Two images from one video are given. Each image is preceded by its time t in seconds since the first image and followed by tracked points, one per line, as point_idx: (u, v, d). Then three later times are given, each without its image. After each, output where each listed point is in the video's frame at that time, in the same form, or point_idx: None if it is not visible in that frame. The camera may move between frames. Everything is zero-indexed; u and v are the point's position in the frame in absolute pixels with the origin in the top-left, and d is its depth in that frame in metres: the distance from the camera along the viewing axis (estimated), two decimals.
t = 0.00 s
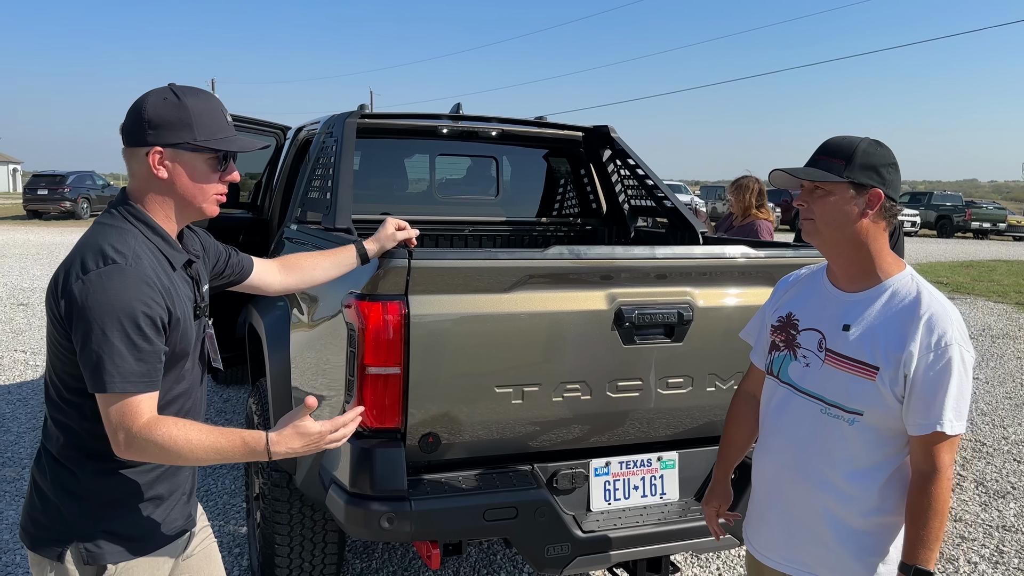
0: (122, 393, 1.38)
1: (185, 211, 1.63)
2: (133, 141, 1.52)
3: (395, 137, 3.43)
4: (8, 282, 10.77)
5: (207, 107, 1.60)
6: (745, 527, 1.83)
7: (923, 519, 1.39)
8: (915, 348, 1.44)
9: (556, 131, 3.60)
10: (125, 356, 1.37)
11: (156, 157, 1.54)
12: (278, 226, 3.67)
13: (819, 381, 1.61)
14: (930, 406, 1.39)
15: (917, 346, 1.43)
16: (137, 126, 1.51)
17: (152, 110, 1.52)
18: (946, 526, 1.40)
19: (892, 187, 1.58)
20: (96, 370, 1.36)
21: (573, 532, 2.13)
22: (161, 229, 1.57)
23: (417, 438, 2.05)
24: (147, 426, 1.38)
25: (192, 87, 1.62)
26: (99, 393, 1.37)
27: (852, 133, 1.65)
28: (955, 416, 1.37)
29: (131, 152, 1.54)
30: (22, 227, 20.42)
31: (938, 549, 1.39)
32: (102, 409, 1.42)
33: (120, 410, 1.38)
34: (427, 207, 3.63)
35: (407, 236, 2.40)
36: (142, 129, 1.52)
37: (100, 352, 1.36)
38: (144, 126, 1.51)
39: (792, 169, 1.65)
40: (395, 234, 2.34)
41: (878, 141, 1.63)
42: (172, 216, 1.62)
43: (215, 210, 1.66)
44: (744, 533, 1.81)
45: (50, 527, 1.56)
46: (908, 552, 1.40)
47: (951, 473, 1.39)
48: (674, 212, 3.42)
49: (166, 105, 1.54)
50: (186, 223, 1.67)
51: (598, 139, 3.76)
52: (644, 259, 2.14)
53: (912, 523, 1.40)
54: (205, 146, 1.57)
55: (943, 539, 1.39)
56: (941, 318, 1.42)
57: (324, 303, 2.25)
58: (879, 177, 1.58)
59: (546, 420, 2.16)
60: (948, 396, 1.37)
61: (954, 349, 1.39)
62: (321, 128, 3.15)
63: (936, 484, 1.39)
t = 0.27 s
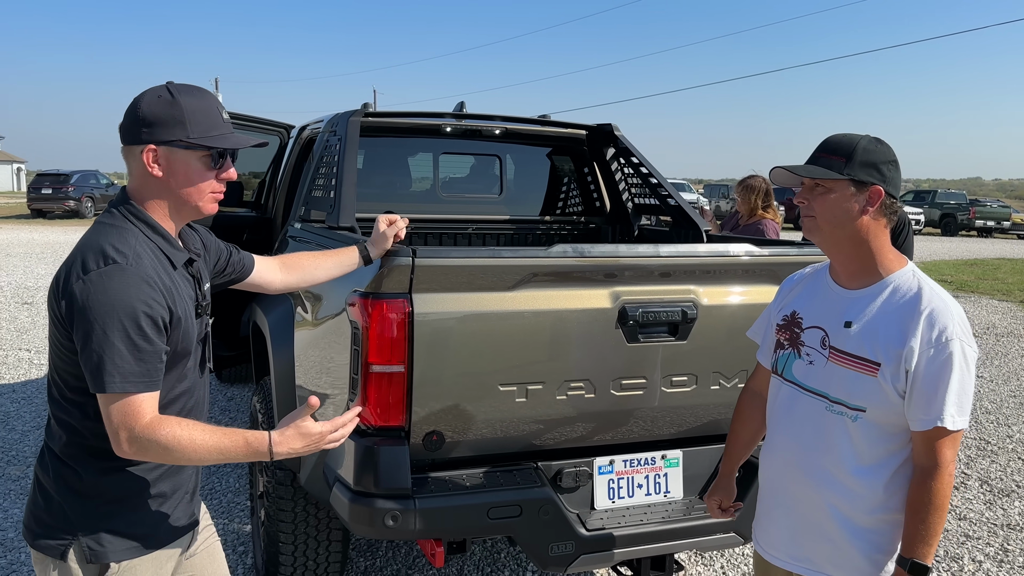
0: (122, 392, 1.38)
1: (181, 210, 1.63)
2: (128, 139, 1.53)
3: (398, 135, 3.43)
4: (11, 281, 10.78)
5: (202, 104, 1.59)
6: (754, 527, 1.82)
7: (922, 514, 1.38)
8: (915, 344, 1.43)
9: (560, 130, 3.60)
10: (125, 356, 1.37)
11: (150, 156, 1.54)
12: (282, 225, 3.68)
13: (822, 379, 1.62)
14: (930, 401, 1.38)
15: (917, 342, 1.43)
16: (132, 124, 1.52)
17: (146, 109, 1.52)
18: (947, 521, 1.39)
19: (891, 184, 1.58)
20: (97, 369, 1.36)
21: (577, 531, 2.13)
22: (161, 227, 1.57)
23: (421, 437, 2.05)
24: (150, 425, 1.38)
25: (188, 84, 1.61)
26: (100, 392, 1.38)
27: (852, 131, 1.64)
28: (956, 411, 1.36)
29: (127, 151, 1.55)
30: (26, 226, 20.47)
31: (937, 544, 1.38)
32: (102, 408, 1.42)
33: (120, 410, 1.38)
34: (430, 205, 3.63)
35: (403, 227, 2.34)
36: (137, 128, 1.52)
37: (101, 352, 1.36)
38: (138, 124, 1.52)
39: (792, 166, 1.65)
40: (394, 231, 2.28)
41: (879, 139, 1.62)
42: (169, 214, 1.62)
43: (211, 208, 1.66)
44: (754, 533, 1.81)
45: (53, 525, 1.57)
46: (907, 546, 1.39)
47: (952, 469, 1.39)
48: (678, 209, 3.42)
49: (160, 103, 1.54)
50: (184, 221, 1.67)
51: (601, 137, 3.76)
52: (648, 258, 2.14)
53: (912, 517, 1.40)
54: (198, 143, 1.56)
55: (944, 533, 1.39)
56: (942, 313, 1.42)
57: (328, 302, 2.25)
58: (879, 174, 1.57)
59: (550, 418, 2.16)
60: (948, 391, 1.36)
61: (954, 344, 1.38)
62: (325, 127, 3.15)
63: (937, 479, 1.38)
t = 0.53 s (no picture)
0: (109, 384, 1.38)
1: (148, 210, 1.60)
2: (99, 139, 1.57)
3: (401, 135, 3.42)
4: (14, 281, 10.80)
5: (157, 100, 1.54)
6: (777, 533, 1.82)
7: (947, 516, 1.37)
8: (926, 340, 1.43)
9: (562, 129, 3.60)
10: (111, 348, 1.38)
11: (111, 154, 1.55)
12: (285, 224, 3.68)
13: (836, 380, 1.61)
14: (944, 397, 1.38)
15: (929, 337, 1.42)
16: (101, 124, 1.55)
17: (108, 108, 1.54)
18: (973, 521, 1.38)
19: (899, 180, 1.57)
20: (82, 363, 1.36)
21: (582, 530, 2.13)
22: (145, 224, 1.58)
23: (425, 436, 2.05)
24: (146, 413, 1.41)
25: (161, 82, 1.58)
26: (86, 385, 1.38)
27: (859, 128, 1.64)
28: (971, 407, 1.36)
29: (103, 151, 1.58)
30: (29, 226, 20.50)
31: (966, 547, 1.37)
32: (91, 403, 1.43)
33: (108, 403, 1.39)
34: (433, 205, 3.62)
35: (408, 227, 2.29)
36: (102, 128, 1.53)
37: (84, 345, 1.36)
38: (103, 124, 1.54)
39: (799, 164, 1.65)
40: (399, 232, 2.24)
41: (886, 136, 1.62)
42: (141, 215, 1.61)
43: (175, 208, 1.60)
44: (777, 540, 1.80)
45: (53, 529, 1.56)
46: (936, 550, 1.38)
47: (974, 467, 1.38)
48: (681, 208, 3.41)
49: (118, 101, 1.53)
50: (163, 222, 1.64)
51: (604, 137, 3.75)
52: (651, 257, 2.14)
53: (936, 519, 1.39)
54: (145, 140, 1.51)
55: (971, 535, 1.38)
56: (953, 307, 1.41)
57: (331, 301, 2.26)
58: (886, 170, 1.57)
59: (554, 418, 2.16)
60: (962, 387, 1.35)
61: (966, 338, 1.38)
62: (327, 127, 3.15)
63: (958, 480, 1.37)
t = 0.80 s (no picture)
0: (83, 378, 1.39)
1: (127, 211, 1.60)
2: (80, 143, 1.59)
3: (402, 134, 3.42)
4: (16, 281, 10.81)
5: (119, 98, 1.55)
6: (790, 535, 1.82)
7: (955, 517, 1.37)
8: (932, 337, 1.42)
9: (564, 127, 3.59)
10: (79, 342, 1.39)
11: (87, 158, 1.57)
12: (286, 224, 3.68)
13: (844, 380, 1.61)
14: (950, 395, 1.37)
15: (933, 334, 1.42)
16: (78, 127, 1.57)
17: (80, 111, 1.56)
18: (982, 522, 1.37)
19: (904, 178, 1.57)
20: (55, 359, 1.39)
21: (583, 529, 2.13)
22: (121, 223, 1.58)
23: (427, 435, 2.05)
24: (131, 399, 1.40)
25: (123, 80, 1.58)
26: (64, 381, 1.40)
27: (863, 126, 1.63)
28: (978, 405, 1.35)
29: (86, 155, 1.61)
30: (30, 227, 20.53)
31: (976, 548, 1.36)
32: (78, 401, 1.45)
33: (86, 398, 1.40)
34: (434, 204, 3.62)
35: (405, 228, 2.26)
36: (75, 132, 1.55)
37: (52, 344, 1.39)
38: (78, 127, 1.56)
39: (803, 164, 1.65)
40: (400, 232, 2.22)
41: (891, 134, 1.61)
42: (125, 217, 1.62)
43: (149, 208, 1.59)
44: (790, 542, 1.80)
45: (37, 529, 1.58)
46: (944, 553, 1.38)
47: (981, 466, 1.37)
48: (682, 207, 3.41)
49: (87, 103, 1.55)
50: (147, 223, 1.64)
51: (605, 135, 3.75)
52: (652, 255, 2.14)
53: (944, 521, 1.38)
54: (110, 141, 1.52)
55: (980, 535, 1.37)
56: (958, 303, 1.41)
57: (332, 301, 2.26)
58: (891, 169, 1.56)
59: (555, 417, 2.16)
60: (967, 384, 1.35)
61: (972, 334, 1.37)
62: (328, 126, 3.15)
63: (966, 480, 1.36)
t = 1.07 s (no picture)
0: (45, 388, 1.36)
1: (160, 206, 1.62)
2: (103, 133, 1.55)
3: (402, 134, 3.42)
4: (17, 283, 10.82)
5: (175, 97, 1.62)
6: (787, 532, 1.82)
7: (945, 514, 1.37)
8: (930, 335, 1.42)
9: (564, 127, 3.59)
10: (50, 353, 1.36)
11: (124, 149, 1.56)
12: (287, 224, 3.68)
13: (843, 378, 1.61)
14: (948, 394, 1.37)
15: (932, 332, 1.42)
16: (107, 117, 1.55)
17: (120, 102, 1.55)
18: (973, 519, 1.38)
19: (904, 177, 1.56)
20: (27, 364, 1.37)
21: (584, 528, 2.12)
22: (128, 226, 1.56)
23: (428, 435, 2.05)
24: (65, 424, 1.37)
25: (165, 81, 1.65)
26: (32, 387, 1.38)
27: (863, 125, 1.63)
28: (975, 402, 1.35)
29: (102, 146, 1.56)
30: (32, 228, 20.55)
31: (965, 544, 1.37)
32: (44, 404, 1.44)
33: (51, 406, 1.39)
34: (434, 204, 3.62)
35: (410, 231, 2.26)
36: (116, 121, 1.54)
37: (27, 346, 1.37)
38: (113, 117, 1.54)
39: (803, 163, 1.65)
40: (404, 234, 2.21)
41: (890, 132, 1.61)
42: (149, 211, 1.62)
43: (191, 204, 1.66)
44: (786, 539, 1.80)
45: (36, 528, 1.59)
46: (933, 548, 1.39)
47: (974, 464, 1.37)
48: (683, 206, 3.41)
49: (134, 96, 1.57)
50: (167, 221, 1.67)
51: (606, 135, 3.75)
52: (653, 254, 2.14)
53: (934, 517, 1.39)
54: (174, 134, 1.59)
55: (970, 533, 1.38)
56: (957, 301, 1.40)
57: (332, 301, 2.26)
58: (891, 167, 1.56)
59: (556, 416, 2.16)
60: (964, 381, 1.35)
61: (971, 333, 1.37)
62: (329, 126, 3.15)
63: (959, 477, 1.36)
